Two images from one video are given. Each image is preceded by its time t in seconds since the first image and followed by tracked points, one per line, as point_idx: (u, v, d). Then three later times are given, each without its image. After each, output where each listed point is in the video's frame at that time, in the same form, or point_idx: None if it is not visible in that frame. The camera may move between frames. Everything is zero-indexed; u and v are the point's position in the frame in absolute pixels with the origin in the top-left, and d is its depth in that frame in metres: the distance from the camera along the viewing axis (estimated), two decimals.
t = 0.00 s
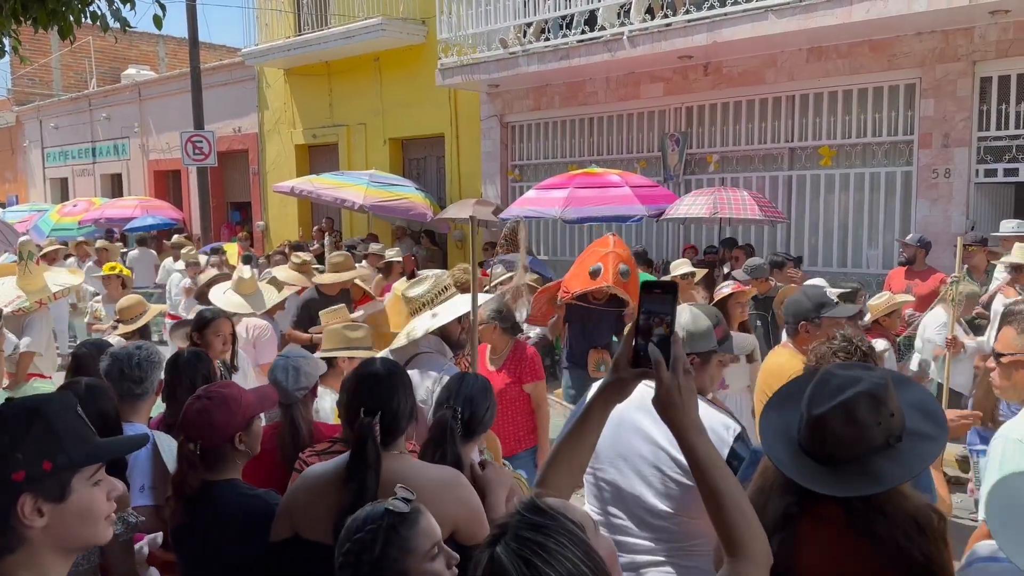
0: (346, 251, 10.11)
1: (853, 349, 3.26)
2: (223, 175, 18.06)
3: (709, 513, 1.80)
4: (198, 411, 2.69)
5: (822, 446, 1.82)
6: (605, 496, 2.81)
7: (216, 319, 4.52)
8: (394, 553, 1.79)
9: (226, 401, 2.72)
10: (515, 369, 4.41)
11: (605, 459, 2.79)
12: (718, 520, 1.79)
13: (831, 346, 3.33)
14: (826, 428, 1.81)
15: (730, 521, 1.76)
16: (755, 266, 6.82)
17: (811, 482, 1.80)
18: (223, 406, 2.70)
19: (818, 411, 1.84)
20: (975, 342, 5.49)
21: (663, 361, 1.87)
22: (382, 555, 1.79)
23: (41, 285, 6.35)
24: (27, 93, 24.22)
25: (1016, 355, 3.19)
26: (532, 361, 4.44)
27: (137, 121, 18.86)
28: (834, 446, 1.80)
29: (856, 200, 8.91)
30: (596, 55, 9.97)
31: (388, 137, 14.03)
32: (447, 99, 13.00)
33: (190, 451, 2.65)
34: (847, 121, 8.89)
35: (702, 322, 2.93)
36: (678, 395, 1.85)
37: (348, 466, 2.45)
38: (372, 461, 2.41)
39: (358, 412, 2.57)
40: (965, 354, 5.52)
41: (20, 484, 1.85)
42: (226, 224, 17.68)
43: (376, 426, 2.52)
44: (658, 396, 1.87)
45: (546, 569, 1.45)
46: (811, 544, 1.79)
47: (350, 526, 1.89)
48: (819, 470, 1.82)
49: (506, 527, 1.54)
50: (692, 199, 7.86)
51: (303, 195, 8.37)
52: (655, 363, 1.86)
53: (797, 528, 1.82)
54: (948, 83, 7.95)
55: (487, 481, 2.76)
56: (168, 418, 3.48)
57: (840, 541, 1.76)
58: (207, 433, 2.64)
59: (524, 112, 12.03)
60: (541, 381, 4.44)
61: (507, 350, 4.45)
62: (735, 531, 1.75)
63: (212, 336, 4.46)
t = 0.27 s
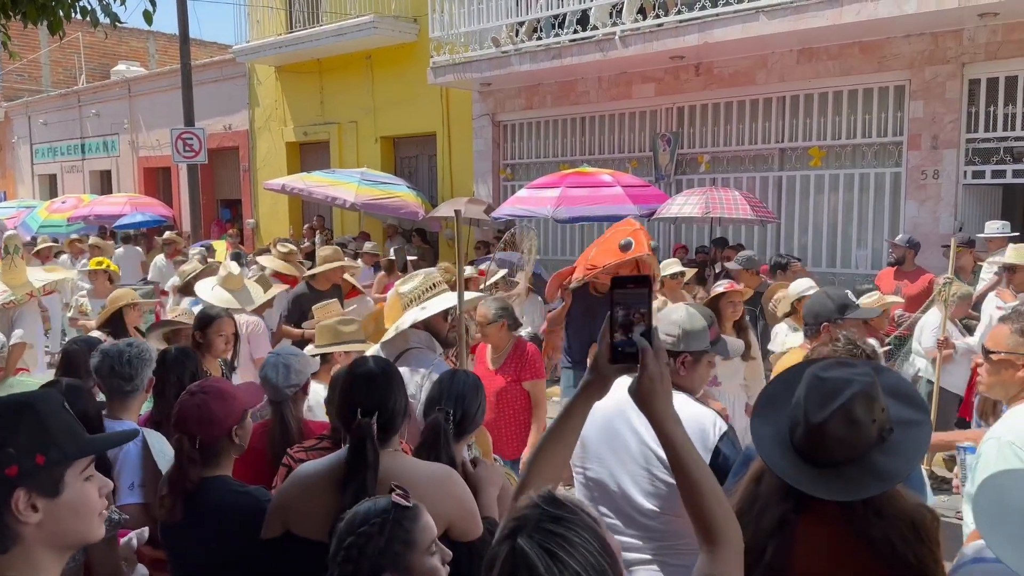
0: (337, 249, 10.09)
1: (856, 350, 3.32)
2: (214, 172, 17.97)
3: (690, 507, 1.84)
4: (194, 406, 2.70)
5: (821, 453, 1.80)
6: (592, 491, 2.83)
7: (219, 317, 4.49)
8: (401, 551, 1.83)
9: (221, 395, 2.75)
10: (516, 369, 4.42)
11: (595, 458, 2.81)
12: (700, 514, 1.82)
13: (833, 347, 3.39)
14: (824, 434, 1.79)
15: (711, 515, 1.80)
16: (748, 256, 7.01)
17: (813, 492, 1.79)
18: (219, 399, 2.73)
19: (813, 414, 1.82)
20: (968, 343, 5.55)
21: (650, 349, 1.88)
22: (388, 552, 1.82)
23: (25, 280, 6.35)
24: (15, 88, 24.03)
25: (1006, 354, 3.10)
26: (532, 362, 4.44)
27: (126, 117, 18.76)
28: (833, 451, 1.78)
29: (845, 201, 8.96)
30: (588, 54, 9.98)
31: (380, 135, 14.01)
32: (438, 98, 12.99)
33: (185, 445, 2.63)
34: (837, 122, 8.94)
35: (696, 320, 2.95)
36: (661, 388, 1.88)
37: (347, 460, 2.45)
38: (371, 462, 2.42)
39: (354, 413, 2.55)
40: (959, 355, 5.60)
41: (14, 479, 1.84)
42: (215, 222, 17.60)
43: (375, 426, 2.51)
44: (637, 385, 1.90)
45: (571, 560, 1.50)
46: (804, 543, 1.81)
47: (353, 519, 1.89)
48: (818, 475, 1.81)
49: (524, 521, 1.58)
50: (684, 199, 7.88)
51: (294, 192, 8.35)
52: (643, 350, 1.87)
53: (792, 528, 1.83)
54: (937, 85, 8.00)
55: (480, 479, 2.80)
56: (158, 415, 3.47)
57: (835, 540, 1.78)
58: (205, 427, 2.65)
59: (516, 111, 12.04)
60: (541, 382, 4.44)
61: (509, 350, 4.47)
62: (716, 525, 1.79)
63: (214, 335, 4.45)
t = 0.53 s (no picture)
0: (326, 248, 10.04)
1: (847, 351, 3.34)
2: (202, 170, 17.86)
3: (668, 504, 1.88)
4: (185, 403, 2.67)
5: (810, 456, 1.79)
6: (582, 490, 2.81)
7: (219, 317, 4.43)
8: (405, 564, 1.91)
9: (211, 392, 2.72)
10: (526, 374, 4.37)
11: (581, 455, 2.80)
12: (675, 510, 1.87)
13: (821, 344, 3.41)
14: (811, 437, 1.78)
15: (688, 511, 1.84)
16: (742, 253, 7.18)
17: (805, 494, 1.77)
18: (210, 396, 2.70)
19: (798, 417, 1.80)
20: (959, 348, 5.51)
21: (620, 343, 1.90)
22: (396, 563, 1.88)
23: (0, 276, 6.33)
24: None
25: (982, 357, 3.11)
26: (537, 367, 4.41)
27: (113, 114, 18.62)
28: (821, 454, 1.78)
29: (834, 202, 8.99)
30: (578, 54, 9.97)
31: (369, 133, 13.96)
32: (428, 96, 12.95)
33: (178, 443, 2.58)
34: (826, 122, 8.96)
35: (682, 315, 2.91)
36: (632, 385, 1.91)
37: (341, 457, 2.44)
38: (366, 461, 2.42)
39: (346, 413, 2.51)
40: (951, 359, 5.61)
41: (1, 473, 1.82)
42: (203, 220, 17.49)
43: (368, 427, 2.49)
44: (607, 380, 1.94)
45: (615, 549, 1.56)
46: (793, 543, 1.78)
47: (370, 523, 1.88)
48: (807, 477, 1.80)
49: (574, 502, 1.63)
50: (674, 199, 7.88)
51: (282, 190, 8.29)
52: (615, 345, 1.89)
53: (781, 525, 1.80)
54: (925, 86, 8.03)
55: (468, 480, 2.80)
56: (142, 412, 3.43)
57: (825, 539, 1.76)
58: (199, 422, 2.63)
59: (506, 110, 12.02)
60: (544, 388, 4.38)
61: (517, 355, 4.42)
62: (694, 521, 1.84)
63: (213, 333, 4.39)
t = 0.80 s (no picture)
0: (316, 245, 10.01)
1: (834, 352, 3.36)
2: (192, 167, 17.77)
3: (654, 504, 1.93)
4: (175, 401, 2.65)
5: (813, 451, 1.77)
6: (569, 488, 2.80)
7: (213, 313, 4.42)
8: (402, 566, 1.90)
9: (202, 390, 2.71)
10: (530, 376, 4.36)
11: (573, 455, 2.80)
12: (660, 508, 1.92)
13: (809, 345, 3.42)
14: (815, 432, 1.77)
15: (674, 510, 1.90)
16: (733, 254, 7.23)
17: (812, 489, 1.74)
18: (200, 393, 2.69)
19: (799, 412, 1.78)
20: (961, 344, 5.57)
21: (603, 341, 1.91)
22: (394, 566, 1.88)
23: None
24: None
25: (959, 361, 3.11)
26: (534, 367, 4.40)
27: (103, 111, 18.50)
28: (823, 448, 1.77)
29: (823, 202, 9.03)
30: (569, 53, 9.98)
31: (360, 131, 13.93)
32: (419, 94, 12.93)
33: (169, 441, 2.58)
34: (816, 122, 9.01)
35: (671, 312, 2.86)
36: (616, 384, 1.92)
37: (334, 453, 2.46)
38: (361, 462, 2.42)
39: (341, 414, 2.50)
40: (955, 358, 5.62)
41: None
42: (193, 217, 17.41)
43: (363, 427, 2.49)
44: (592, 381, 1.95)
45: (640, 549, 1.56)
46: (787, 536, 1.76)
47: (370, 523, 1.89)
48: (807, 471, 1.78)
49: (596, 502, 1.62)
50: (664, 198, 7.90)
51: (272, 187, 8.26)
52: (597, 345, 1.89)
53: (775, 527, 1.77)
54: (914, 87, 8.08)
55: (459, 479, 2.79)
56: (129, 409, 3.41)
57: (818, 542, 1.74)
58: (190, 420, 2.62)
59: (497, 108, 12.02)
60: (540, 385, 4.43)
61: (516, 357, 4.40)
62: (681, 520, 1.89)
63: (207, 330, 4.37)
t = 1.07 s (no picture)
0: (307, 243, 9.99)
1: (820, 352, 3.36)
2: (181, 163, 17.67)
3: (652, 506, 1.89)
4: (166, 401, 2.63)
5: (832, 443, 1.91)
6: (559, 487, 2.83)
7: (204, 314, 4.40)
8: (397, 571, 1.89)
9: (192, 392, 2.69)
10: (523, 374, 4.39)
11: (562, 456, 2.81)
12: (657, 510, 1.89)
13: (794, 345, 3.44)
14: (833, 425, 1.92)
15: (673, 512, 1.87)
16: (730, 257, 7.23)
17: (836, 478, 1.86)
18: (191, 394, 2.67)
19: (814, 408, 1.94)
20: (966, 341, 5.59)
21: (600, 349, 1.92)
22: (389, 571, 1.87)
23: None
24: None
25: (939, 362, 3.13)
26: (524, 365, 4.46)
27: (91, 107, 18.37)
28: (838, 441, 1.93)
29: (813, 201, 9.07)
30: (560, 52, 9.97)
31: (350, 128, 13.88)
32: (410, 91, 12.90)
33: (159, 442, 2.56)
34: (806, 123, 9.04)
35: (651, 309, 2.86)
36: (616, 388, 1.92)
37: (324, 458, 2.46)
38: (354, 464, 2.41)
39: (333, 416, 2.49)
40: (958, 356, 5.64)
41: None
42: (182, 214, 17.32)
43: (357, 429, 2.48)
44: (591, 385, 1.94)
45: (649, 561, 1.51)
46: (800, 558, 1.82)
47: (367, 527, 1.89)
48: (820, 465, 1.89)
49: (603, 513, 1.55)
50: (655, 199, 7.92)
51: (262, 185, 8.23)
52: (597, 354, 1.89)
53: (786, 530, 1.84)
54: (904, 88, 8.12)
55: (452, 481, 2.79)
56: (117, 409, 3.39)
57: (825, 542, 1.82)
58: (180, 422, 2.60)
59: (488, 107, 12.00)
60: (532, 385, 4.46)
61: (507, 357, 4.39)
62: (678, 521, 1.86)
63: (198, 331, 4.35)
